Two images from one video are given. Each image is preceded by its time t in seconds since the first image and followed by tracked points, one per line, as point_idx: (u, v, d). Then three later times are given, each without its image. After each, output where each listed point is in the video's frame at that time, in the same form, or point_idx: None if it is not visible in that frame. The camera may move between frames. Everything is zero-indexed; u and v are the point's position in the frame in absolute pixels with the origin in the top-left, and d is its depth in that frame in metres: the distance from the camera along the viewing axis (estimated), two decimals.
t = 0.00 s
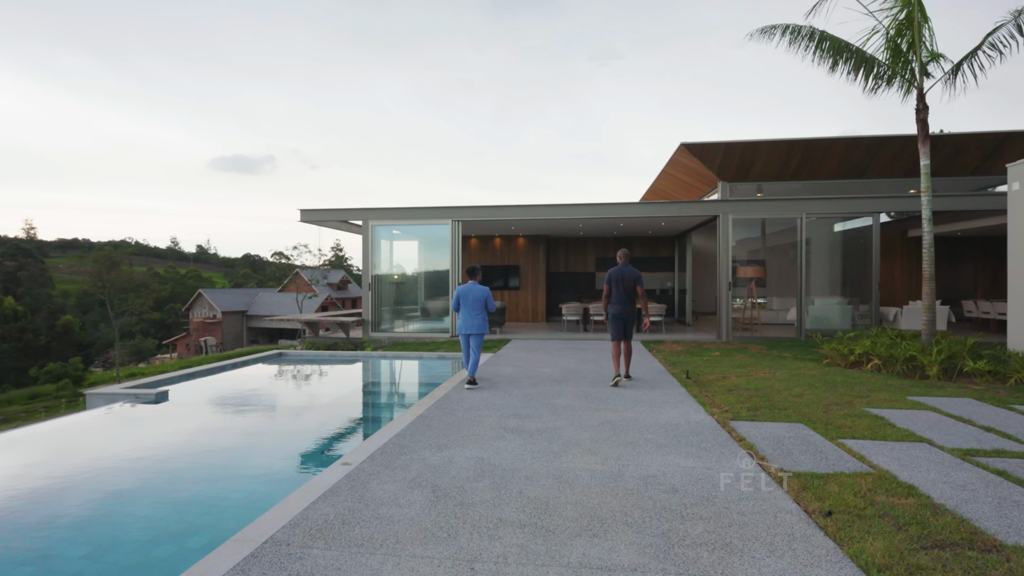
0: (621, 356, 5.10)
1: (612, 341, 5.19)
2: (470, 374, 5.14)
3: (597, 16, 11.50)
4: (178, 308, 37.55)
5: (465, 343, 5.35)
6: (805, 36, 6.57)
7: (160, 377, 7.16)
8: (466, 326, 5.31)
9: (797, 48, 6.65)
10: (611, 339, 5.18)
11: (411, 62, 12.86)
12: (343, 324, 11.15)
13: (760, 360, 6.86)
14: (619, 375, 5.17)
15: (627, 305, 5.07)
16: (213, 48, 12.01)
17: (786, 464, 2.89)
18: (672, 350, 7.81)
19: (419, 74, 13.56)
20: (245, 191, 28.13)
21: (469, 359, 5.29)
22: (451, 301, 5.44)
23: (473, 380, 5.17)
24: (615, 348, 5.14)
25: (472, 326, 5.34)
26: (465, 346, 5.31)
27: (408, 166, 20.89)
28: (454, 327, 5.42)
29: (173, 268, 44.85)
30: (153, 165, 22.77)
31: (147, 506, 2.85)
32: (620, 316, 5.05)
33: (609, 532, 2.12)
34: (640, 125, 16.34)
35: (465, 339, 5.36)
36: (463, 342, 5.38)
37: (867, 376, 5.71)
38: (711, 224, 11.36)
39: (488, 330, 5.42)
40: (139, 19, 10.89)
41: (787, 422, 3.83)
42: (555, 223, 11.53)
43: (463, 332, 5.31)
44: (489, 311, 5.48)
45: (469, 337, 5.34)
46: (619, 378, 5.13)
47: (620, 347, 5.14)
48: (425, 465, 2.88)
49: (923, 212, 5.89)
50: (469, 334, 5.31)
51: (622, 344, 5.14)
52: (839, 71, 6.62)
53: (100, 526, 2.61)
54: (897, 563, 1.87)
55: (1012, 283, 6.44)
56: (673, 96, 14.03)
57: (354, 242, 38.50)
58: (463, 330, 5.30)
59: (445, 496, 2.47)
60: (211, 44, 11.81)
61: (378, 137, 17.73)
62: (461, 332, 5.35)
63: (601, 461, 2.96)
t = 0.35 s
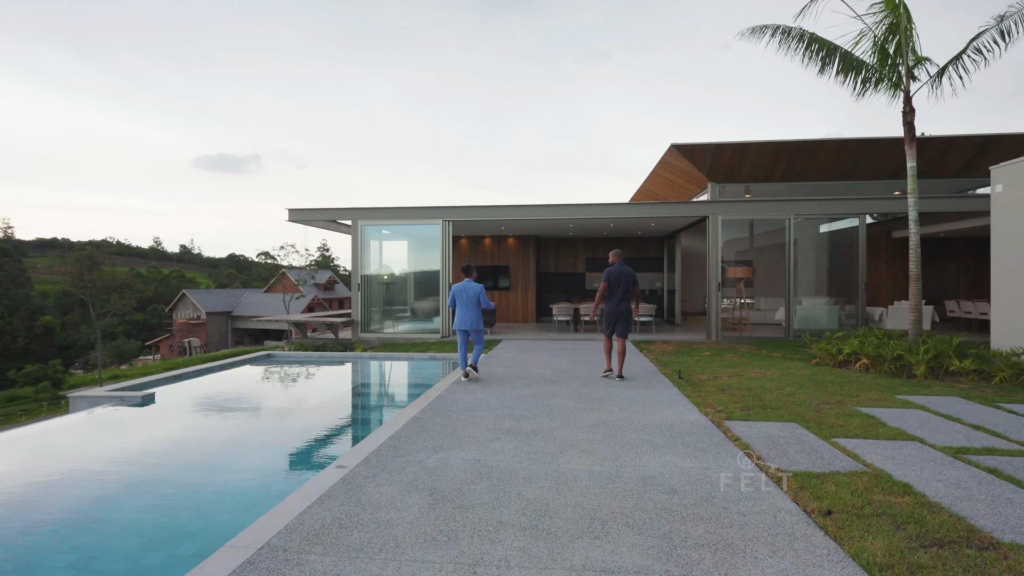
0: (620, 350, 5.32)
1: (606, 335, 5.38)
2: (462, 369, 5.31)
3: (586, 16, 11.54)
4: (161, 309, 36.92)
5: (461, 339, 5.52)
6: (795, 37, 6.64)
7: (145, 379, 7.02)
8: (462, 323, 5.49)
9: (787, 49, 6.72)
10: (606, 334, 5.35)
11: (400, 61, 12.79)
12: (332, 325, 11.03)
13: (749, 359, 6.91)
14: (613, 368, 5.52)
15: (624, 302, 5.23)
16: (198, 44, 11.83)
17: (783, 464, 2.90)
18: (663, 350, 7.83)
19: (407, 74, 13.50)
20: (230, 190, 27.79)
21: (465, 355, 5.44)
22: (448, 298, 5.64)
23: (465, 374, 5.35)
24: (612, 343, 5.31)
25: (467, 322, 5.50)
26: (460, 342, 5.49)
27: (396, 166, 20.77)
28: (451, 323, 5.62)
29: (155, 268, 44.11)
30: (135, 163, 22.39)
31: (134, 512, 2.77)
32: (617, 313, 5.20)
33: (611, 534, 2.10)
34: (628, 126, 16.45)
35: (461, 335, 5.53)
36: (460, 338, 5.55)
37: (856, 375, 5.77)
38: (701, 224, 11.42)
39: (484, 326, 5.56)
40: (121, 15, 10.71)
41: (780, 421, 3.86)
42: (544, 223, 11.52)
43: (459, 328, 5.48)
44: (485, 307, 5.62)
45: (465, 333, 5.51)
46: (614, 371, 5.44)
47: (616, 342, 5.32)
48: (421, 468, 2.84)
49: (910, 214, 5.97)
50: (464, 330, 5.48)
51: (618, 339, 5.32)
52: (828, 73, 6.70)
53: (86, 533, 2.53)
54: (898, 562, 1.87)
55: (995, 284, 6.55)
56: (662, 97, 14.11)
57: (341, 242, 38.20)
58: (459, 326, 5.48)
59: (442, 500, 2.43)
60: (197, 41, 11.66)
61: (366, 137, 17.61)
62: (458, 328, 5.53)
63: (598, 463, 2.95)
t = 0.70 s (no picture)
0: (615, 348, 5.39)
1: (600, 335, 5.42)
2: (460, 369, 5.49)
3: (578, 17, 11.57)
4: (148, 309, 36.45)
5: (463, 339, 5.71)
6: (787, 40, 6.70)
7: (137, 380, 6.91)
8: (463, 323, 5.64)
9: (779, 51, 6.78)
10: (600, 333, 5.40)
11: (392, 60, 12.75)
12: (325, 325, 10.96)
13: (742, 358, 6.97)
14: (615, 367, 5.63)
15: (616, 302, 5.27)
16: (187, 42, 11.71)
17: (782, 462, 2.92)
18: (657, 350, 7.87)
19: (399, 73, 13.45)
20: (218, 190, 27.52)
21: (464, 355, 5.62)
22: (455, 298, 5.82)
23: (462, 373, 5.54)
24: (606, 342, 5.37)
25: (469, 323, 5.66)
26: (462, 343, 5.67)
27: (388, 166, 20.67)
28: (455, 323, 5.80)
29: (142, 268, 43.58)
30: (121, 162, 22.13)
31: (129, 515, 2.72)
32: (609, 313, 5.24)
33: (615, 533, 2.10)
34: (619, 126, 16.50)
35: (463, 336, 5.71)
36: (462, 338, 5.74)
37: (848, 374, 5.82)
38: (693, 224, 11.46)
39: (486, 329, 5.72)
40: (107, 12, 10.60)
41: (777, 420, 3.89)
42: (537, 223, 11.53)
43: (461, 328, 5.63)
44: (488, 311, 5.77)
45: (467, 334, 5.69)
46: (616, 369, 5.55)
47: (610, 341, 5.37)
48: (421, 468, 2.83)
49: (901, 215, 6.03)
50: (466, 331, 5.66)
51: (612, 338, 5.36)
52: (820, 75, 6.76)
53: (79, 537, 2.48)
54: (900, 557, 1.89)
55: (984, 284, 6.64)
56: (653, 97, 14.17)
57: (331, 242, 37.97)
58: (461, 326, 5.64)
59: (445, 499, 2.42)
60: (187, 39, 11.54)
61: (357, 137, 17.51)
62: (461, 329, 5.71)
63: (599, 461, 2.95)
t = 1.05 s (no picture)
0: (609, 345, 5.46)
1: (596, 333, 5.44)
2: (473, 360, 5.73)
3: (573, 17, 11.60)
4: (140, 309, 36.20)
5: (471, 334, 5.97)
6: (783, 40, 6.73)
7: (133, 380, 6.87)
8: (470, 319, 5.93)
9: (775, 52, 6.81)
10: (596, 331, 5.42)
11: (387, 59, 12.73)
12: (321, 325, 10.93)
13: (739, 357, 7.00)
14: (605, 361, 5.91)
15: (612, 300, 5.31)
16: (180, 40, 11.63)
17: (781, 459, 2.94)
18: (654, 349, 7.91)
19: (394, 72, 13.43)
20: (211, 189, 27.36)
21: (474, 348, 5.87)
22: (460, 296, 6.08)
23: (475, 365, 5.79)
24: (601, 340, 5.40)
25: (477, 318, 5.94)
26: (470, 337, 5.92)
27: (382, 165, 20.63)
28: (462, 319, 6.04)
29: (134, 268, 43.28)
30: (111, 162, 21.93)
31: (128, 516, 2.71)
32: (604, 311, 5.27)
33: (618, 529, 2.11)
34: (614, 126, 16.53)
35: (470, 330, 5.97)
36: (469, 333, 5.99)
37: (843, 372, 5.87)
38: (689, 223, 11.49)
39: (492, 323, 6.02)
40: (97, 10, 10.52)
41: (775, 417, 3.91)
42: (533, 223, 11.54)
43: (468, 323, 5.92)
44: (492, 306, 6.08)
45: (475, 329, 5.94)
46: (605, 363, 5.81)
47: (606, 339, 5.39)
48: (423, 466, 2.83)
49: (895, 214, 6.08)
50: (474, 325, 5.91)
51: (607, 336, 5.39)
52: (816, 76, 6.80)
53: (77, 538, 2.47)
54: (902, 552, 1.91)
55: (976, 284, 6.70)
56: (648, 98, 14.21)
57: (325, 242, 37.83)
58: (468, 322, 5.93)
59: (448, 497, 2.42)
60: (179, 37, 11.48)
61: (351, 136, 17.47)
62: (468, 324, 5.96)
63: (600, 459, 2.96)
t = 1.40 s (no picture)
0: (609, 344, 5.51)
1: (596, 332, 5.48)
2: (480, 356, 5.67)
3: (570, 17, 11.61)
4: (136, 309, 36.06)
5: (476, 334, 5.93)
6: (782, 40, 6.75)
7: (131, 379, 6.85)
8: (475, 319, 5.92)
9: (774, 51, 6.84)
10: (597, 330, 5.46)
11: (384, 58, 12.71)
12: (319, 325, 10.91)
13: (737, 357, 7.01)
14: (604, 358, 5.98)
15: (613, 300, 5.34)
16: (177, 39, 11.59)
17: (782, 457, 2.96)
18: (652, 348, 7.91)
19: (391, 72, 13.42)
20: (207, 189, 27.28)
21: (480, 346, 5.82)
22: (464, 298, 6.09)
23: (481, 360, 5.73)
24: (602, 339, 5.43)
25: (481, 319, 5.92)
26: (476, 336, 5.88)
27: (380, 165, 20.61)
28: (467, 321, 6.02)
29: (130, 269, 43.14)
30: (107, 161, 21.84)
31: (129, 516, 2.70)
32: (606, 311, 5.31)
33: (622, 526, 2.11)
34: (612, 126, 16.56)
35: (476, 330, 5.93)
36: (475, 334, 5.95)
37: (841, 370, 5.88)
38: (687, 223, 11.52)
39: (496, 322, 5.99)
40: (94, 8, 10.48)
41: (775, 416, 3.92)
42: (531, 223, 11.54)
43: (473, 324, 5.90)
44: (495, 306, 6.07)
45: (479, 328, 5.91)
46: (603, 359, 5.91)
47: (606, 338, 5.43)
48: (426, 464, 2.83)
49: (893, 214, 6.11)
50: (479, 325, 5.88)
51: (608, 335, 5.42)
52: (814, 76, 6.83)
53: (78, 539, 2.46)
54: (905, 547, 1.92)
55: (972, 283, 6.74)
56: (645, 98, 14.25)
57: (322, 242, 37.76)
58: (472, 322, 5.91)
59: (451, 495, 2.42)
60: (176, 36, 11.45)
61: (348, 136, 17.45)
62: (473, 324, 5.94)
63: (602, 458, 2.96)
